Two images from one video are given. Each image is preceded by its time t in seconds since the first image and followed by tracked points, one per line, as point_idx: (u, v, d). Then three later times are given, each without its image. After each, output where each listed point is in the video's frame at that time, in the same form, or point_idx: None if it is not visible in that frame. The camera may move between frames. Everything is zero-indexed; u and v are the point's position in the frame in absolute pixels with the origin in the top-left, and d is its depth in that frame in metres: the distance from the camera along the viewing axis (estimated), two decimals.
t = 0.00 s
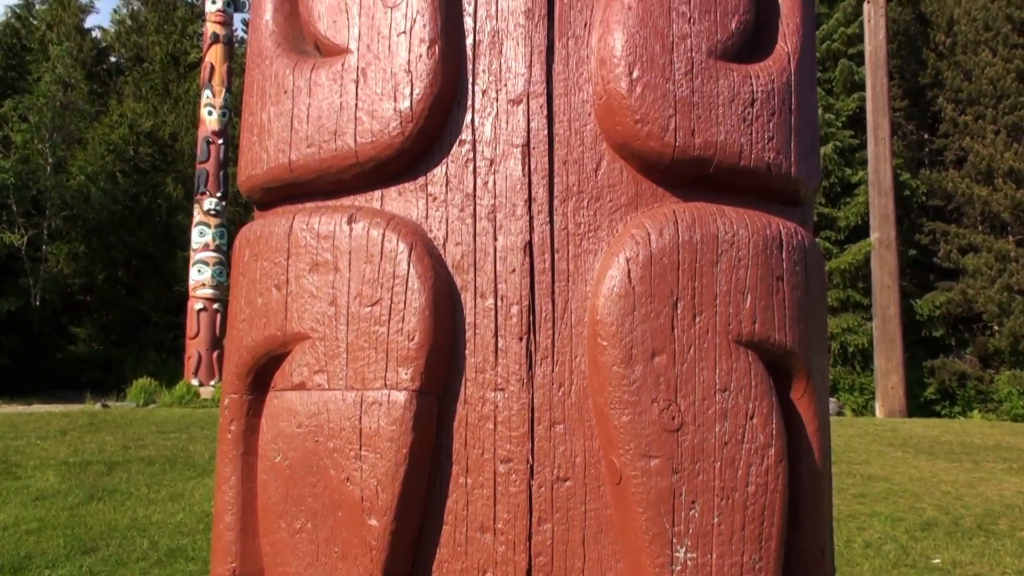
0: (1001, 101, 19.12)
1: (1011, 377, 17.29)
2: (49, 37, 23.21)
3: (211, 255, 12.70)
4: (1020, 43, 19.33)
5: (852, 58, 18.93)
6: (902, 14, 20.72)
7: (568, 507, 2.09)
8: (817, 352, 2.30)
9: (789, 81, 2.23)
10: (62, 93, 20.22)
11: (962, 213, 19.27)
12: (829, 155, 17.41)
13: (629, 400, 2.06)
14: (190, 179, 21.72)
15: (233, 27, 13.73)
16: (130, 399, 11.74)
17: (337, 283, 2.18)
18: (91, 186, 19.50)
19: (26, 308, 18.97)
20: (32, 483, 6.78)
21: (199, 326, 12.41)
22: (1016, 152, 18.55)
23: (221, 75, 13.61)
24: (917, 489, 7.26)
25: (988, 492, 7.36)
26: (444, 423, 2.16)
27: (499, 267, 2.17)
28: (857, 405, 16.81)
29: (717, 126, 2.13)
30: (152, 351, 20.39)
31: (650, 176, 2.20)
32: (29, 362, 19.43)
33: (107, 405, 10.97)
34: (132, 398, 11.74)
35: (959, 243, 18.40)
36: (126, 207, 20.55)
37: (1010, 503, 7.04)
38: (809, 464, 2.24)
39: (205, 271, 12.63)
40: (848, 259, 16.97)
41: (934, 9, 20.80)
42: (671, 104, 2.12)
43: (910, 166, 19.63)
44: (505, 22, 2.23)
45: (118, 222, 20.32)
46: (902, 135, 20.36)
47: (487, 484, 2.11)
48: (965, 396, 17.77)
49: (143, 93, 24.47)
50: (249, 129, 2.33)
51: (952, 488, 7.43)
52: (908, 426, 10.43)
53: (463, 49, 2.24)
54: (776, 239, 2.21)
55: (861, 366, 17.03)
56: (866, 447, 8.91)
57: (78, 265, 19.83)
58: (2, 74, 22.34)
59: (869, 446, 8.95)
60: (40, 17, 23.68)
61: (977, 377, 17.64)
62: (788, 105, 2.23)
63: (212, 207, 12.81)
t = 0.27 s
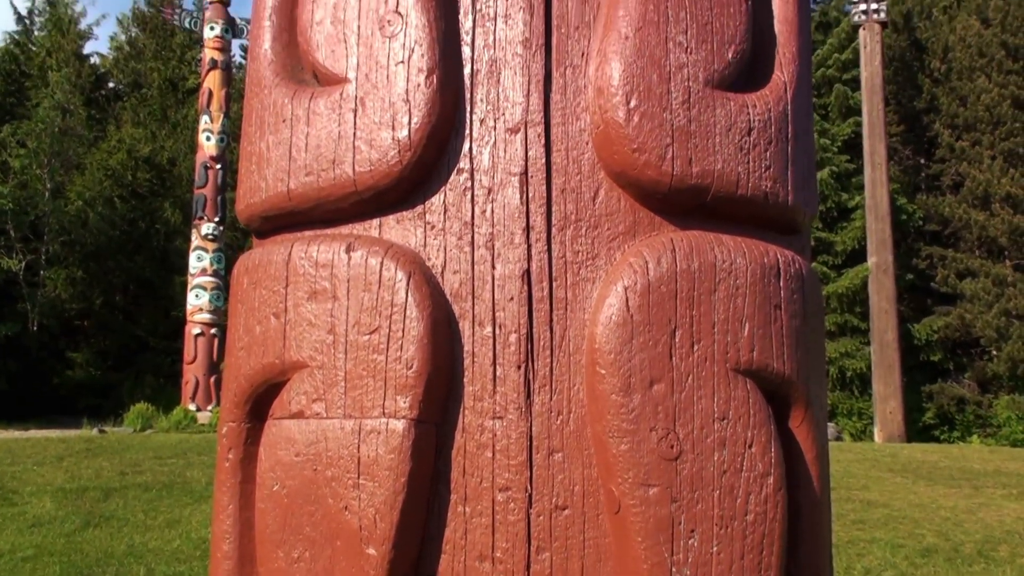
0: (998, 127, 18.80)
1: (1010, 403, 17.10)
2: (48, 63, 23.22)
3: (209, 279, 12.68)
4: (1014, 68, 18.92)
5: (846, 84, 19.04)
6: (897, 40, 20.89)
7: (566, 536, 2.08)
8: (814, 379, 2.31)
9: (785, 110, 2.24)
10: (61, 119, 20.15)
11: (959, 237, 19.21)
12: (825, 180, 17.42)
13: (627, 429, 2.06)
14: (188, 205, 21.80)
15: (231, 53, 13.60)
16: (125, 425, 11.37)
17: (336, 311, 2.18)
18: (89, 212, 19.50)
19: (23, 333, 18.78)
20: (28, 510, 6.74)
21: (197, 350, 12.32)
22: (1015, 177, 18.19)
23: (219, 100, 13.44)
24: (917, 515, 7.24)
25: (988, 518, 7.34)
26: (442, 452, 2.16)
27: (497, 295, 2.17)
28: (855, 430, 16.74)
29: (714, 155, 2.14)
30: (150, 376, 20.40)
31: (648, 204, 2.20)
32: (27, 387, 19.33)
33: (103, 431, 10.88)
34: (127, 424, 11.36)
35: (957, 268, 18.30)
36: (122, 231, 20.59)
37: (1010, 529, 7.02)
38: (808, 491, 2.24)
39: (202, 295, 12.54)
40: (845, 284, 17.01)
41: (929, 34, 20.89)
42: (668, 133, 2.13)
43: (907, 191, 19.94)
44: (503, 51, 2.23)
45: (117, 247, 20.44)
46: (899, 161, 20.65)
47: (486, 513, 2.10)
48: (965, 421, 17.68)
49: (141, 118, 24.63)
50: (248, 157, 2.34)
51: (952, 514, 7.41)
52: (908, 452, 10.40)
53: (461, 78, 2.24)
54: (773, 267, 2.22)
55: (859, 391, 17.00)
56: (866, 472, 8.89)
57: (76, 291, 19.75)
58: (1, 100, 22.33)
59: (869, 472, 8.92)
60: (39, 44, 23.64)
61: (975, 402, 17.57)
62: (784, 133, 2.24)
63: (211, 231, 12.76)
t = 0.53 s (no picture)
0: (994, 152, 18.93)
1: (1007, 427, 17.09)
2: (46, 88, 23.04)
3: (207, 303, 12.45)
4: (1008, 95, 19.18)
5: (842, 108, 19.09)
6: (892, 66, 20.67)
7: (564, 564, 2.07)
8: (812, 407, 2.31)
9: (782, 139, 2.25)
10: (59, 143, 20.22)
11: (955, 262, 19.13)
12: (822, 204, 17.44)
13: (624, 457, 2.05)
14: (184, 228, 22.30)
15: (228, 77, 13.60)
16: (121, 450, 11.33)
17: (333, 338, 2.18)
18: (86, 237, 19.46)
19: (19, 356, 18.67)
20: (23, 535, 6.71)
21: (195, 374, 12.23)
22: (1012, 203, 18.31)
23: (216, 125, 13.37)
24: (915, 541, 7.21)
25: (987, 544, 7.32)
26: (440, 479, 2.15)
27: (495, 323, 2.17)
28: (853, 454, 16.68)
29: (711, 183, 2.15)
30: (146, 400, 20.24)
31: (645, 232, 2.20)
32: (23, 410, 19.21)
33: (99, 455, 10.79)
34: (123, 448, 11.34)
35: (954, 292, 18.25)
36: (120, 255, 20.49)
37: (1009, 555, 7.00)
38: (806, 518, 2.24)
39: (199, 319, 12.38)
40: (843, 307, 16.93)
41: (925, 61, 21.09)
42: (666, 161, 2.14)
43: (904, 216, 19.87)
44: (500, 79, 2.23)
45: (115, 270, 20.27)
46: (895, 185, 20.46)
47: (484, 540, 2.10)
48: (963, 445, 17.61)
49: (139, 142, 24.78)
50: (246, 184, 2.34)
51: (951, 540, 7.39)
52: (906, 477, 10.37)
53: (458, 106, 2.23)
54: (770, 295, 2.22)
55: (857, 415, 16.98)
56: (865, 498, 8.85)
57: (73, 314, 19.57)
58: None
59: (867, 497, 8.89)
60: (36, 67, 23.64)
61: (973, 427, 17.46)
62: (781, 162, 2.25)
63: (207, 254, 12.62)
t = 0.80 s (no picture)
0: (989, 176, 18.79)
1: (1005, 451, 16.96)
2: (43, 111, 23.18)
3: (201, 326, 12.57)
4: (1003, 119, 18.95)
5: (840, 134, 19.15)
6: (888, 90, 20.90)
7: None
8: (809, 433, 2.30)
9: (778, 166, 2.26)
10: (55, 166, 20.61)
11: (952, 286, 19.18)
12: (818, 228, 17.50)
13: (622, 484, 2.05)
14: (182, 252, 22.01)
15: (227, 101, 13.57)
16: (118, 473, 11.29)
17: (331, 365, 2.17)
18: (83, 259, 19.52)
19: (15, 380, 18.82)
20: (18, 560, 6.68)
21: (191, 398, 12.10)
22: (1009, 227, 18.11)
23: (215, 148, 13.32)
24: (913, 567, 7.19)
25: (986, 570, 7.29)
26: (437, 506, 2.14)
27: (492, 349, 2.16)
28: (851, 479, 16.60)
29: (707, 211, 2.16)
30: (142, 424, 19.85)
31: (642, 259, 2.21)
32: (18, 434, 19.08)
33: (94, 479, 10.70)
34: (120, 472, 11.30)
35: (950, 316, 18.13)
36: (117, 278, 20.34)
37: None
38: (804, 545, 2.22)
39: (196, 343, 12.33)
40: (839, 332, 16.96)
41: (920, 84, 21.24)
42: (663, 189, 2.14)
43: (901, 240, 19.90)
44: (499, 106, 2.22)
45: (111, 293, 20.11)
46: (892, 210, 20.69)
47: (481, 568, 2.08)
48: (960, 469, 17.57)
49: (137, 165, 24.86)
50: (244, 211, 2.34)
51: (949, 565, 7.36)
52: (904, 501, 10.34)
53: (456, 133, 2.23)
54: (767, 322, 2.23)
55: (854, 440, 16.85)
56: (862, 523, 8.82)
57: (69, 337, 19.25)
58: None
59: (865, 523, 8.85)
60: (34, 90, 23.74)
61: (971, 451, 17.40)
62: (777, 189, 2.26)
63: (204, 278, 12.59)
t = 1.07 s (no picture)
0: (986, 200, 18.71)
1: (1003, 475, 16.81)
2: (43, 132, 23.31)
3: (201, 348, 12.31)
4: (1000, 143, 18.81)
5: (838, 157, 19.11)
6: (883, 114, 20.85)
7: None
8: (807, 459, 2.30)
9: (775, 192, 2.27)
10: (54, 188, 20.59)
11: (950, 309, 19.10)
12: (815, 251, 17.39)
13: (619, 510, 2.04)
14: (179, 274, 21.65)
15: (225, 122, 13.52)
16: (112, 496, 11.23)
17: (328, 390, 2.17)
18: (80, 281, 19.45)
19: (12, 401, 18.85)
20: None
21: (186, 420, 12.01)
22: (1005, 250, 18.01)
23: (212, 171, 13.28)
24: None
25: None
26: (434, 532, 2.13)
27: (490, 374, 2.16)
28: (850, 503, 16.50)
29: (705, 237, 2.16)
30: (138, 446, 19.72)
31: (640, 285, 2.21)
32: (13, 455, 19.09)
33: (90, 502, 10.62)
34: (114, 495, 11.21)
35: (948, 340, 18.13)
36: (114, 300, 20.15)
37: None
38: (802, 571, 2.22)
39: (192, 364, 12.21)
40: (837, 355, 16.75)
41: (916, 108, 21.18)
42: (660, 214, 2.15)
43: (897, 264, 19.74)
44: (497, 132, 2.23)
45: (107, 315, 20.04)
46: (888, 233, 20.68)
47: None
48: (958, 494, 17.54)
49: (135, 188, 24.83)
50: (243, 236, 2.34)
51: None
52: (902, 526, 10.31)
53: (455, 158, 2.23)
54: (765, 348, 2.23)
55: (852, 463, 16.82)
56: (860, 548, 8.79)
57: (65, 359, 19.16)
58: None
59: (863, 547, 8.82)
60: (33, 112, 23.81)
61: (969, 475, 17.37)
62: (775, 215, 2.26)
63: (202, 300, 12.56)
